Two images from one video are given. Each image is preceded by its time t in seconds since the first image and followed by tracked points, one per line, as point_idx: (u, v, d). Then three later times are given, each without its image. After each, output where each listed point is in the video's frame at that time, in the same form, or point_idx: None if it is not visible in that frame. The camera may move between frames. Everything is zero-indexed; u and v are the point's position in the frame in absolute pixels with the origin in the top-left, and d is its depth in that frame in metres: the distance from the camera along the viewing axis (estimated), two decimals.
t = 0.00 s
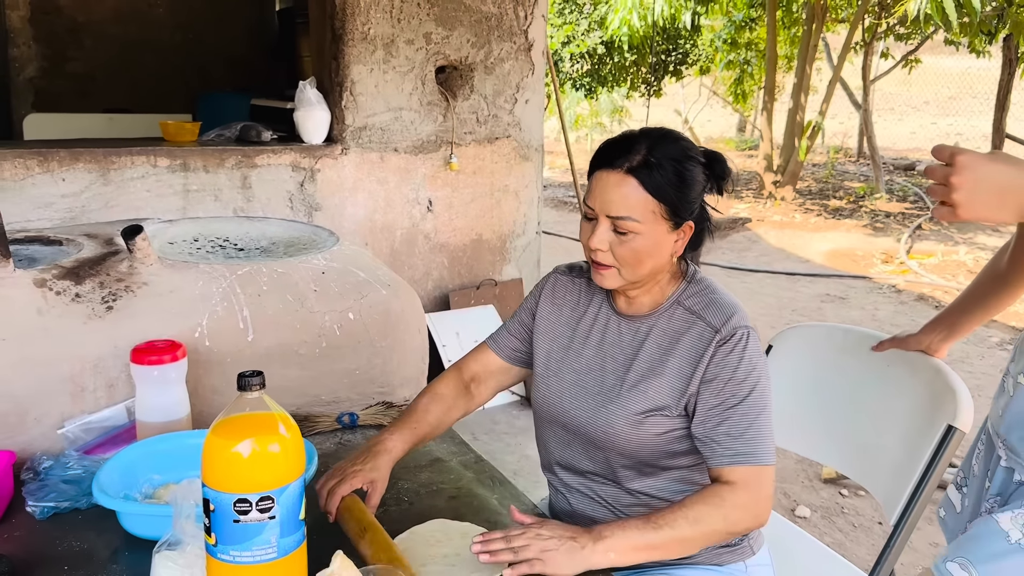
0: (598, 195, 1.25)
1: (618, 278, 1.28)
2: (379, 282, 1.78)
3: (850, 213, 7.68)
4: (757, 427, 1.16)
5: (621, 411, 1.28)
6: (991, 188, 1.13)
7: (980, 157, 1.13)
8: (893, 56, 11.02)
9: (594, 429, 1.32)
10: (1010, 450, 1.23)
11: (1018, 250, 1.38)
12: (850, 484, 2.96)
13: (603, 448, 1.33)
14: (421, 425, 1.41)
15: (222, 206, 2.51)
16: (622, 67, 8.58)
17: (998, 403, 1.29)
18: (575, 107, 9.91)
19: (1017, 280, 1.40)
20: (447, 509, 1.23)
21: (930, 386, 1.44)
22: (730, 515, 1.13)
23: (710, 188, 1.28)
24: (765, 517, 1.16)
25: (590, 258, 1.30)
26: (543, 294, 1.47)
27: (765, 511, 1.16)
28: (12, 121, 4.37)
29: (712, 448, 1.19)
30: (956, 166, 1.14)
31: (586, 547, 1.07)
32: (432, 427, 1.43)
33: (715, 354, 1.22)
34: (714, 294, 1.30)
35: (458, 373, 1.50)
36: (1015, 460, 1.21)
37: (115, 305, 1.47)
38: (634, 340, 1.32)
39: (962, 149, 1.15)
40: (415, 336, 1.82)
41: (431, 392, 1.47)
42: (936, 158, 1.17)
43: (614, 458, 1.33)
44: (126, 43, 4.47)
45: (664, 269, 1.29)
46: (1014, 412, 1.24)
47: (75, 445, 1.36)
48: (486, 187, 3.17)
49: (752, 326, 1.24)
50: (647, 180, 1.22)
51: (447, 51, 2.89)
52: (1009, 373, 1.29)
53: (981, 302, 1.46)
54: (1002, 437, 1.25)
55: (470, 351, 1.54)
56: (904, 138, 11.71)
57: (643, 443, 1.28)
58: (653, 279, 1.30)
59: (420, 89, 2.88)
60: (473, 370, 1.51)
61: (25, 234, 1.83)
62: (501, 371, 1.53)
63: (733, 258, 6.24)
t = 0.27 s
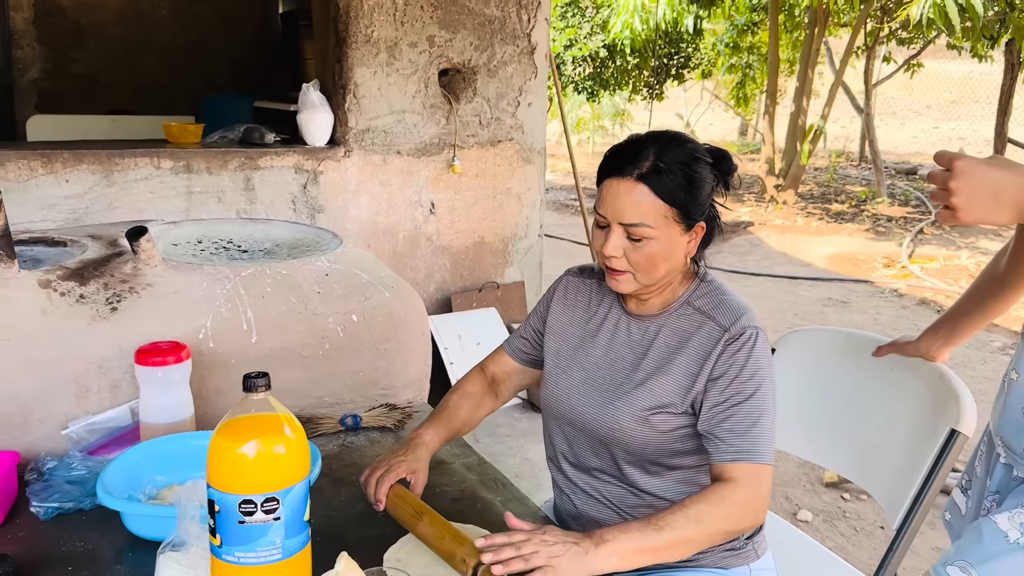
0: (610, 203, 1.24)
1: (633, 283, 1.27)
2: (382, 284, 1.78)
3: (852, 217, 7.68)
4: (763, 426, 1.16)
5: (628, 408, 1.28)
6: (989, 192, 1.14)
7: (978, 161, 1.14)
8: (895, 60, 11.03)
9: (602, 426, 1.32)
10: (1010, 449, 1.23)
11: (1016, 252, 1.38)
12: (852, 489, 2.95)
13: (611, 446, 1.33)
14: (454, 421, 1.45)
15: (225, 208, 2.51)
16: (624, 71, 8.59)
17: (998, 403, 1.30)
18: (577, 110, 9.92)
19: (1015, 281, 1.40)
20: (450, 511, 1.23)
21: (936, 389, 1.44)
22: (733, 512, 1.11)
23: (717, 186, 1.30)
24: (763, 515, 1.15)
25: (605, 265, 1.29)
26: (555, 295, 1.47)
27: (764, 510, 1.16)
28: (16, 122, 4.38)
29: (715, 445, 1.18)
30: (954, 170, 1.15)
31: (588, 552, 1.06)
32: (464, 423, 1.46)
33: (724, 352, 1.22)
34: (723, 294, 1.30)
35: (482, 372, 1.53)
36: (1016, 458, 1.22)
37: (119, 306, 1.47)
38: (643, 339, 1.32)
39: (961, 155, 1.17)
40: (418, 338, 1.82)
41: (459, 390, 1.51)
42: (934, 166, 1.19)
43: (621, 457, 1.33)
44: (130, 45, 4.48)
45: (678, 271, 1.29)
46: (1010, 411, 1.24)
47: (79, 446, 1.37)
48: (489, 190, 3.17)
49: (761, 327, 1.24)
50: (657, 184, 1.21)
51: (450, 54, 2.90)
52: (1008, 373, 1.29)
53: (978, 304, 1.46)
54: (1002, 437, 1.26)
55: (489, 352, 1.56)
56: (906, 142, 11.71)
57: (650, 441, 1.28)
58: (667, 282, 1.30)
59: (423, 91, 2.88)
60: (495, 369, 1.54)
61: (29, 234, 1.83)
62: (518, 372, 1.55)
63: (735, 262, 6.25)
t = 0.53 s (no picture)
0: (609, 207, 1.24)
1: (635, 286, 1.27)
2: (383, 286, 1.78)
3: (852, 221, 7.69)
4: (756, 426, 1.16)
5: (627, 409, 1.28)
6: (990, 198, 1.15)
7: (978, 168, 1.15)
8: (895, 65, 11.05)
9: (600, 427, 1.32)
10: (1011, 454, 1.24)
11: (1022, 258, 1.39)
12: (852, 493, 2.95)
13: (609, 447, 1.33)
14: (455, 428, 1.44)
15: (226, 210, 2.51)
16: (624, 74, 8.61)
17: (998, 406, 1.31)
18: (577, 113, 9.94)
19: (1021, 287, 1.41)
20: (450, 514, 1.23)
21: (936, 393, 1.44)
22: (704, 516, 1.11)
23: (717, 188, 1.29)
24: (739, 515, 1.15)
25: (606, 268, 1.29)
26: (558, 297, 1.47)
27: (742, 510, 1.15)
28: (17, 124, 4.38)
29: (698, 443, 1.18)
30: (955, 177, 1.15)
31: (560, 562, 1.03)
32: (465, 430, 1.46)
33: (720, 353, 1.21)
34: (723, 297, 1.29)
35: (483, 378, 1.53)
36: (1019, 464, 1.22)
37: (120, 308, 1.47)
38: (642, 340, 1.32)
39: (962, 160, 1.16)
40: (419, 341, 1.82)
41: (460, 397, 1.50)
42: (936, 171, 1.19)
43: (620, 459, 1.33)
44: (131, 47, 4.49)
45: (679, 275, 1.29)
46: (1012, 417, 1.24)
47: (80, 448, 1.37)
48: (489, 193, 3.18)
49: (758, 330, 1.24)
50: (656, 187, 1.21)
51: (451, 57, 2.90)
52: (1008, 377, 1.30)
53: (982, 310, 1.47)
54: (1004, 444, 1.26)
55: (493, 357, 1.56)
56: (906, 146, 11.73)
57: (646, 441, 1.28)
58: (667, 284, 1.30)
59: (424, 94, 2.88)
60: (497, 375, 1.53)
61: (30, 236, 1.83)
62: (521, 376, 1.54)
63: (734, 265, 6.25)
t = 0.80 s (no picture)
0: (598, 214, 1.23)
1: (627, 293, 1.27)
2: (382, 289, 1.78)
3: (850, 225, 7.70)
4: (756, 427, 1.16)
5: (623, 413, 1.28)
6: (995, 208, 1.10)
7: (982, 176, 1.09)
8: (893, 69, 11.09)
9: (597, 432, 1.32)
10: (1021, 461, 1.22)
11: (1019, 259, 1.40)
12: (850, 497, 2.95)
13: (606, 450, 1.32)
14: (464, 437, 1.42)
15: (224, 212, 2.51)
16: (623, 78, 8.61)
17: (1001, 413, 1.31)
18: (576, 117, 9.95)
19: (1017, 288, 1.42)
20: (448, 517, 1.23)
21: (932, 398, 1.44)
22: (723, 519, 1.11)
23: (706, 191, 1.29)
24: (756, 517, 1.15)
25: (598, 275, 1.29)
26: (553, 300, 1.47)
27: (757, 514, 1.15)
28: (15, 126, 4.37)
29: (705, 447, 1.18)
30: (960, 187, 1.09)
31: (582, 563, 1.05)
32: (475, 439, 1.44)
33: (713, 352, 1.21)
34: (715, 295, 1.29)
35: (488, 385, 1.52)
36: None
37: (117, 310, 1.47)
38: (638, 342, 1.31)
39: (964, 169, 1.11)
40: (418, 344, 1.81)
41: (467, 405, 1.49)
42: (935, 180, 1.13)
43: (618, 463, 1.33)
44: (130, 50, 4.49)
45: (671, 279, 1.29)
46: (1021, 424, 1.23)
47: (77, 450, 1.38)
48: (488, 196, 3.18)
49: (751, 326, 1.23)
50: (643, 194, 1.20)
51: (450, 60, 2.90)
52: (1009, 383, 1.30)
53: (979, 313, 1.48)
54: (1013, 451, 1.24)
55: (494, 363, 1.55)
56: (904, 150, 11.75)
57: (643, 445, 1.27)
58: (660, 287, 1.29)
59: (423, 97, 2.89)
60: (501, 381, 1.52)
61: (28, 238, 1.83)
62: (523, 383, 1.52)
63: (733, 269, 6.25)
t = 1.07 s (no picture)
0: (599, 217, 1.24)
1: (626, 297, 1.27)
2: (379, 292, 1.77)
3: (847, 229, 7.71)
4: (767, 429, 1.16)
5: (624, 415, 1.27)
6: (1010, 217, 1.03)
7: (996, 183, 1.03)
8: (890, 74, 11.11)
9: (597, 434, 1.31)
10: None
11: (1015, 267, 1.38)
12: (847, 501, 2.95)
13: (606, 451, 1.32)
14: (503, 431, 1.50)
15: (221, 215, 2.51)
16: (620, 82, 8.62)
17: (1002, 419, 1.27)
18: (573, 120, 9.96)
19: (1015, 295, 1.40)
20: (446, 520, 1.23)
21: (930, 403, 1.44)
22: (764, 516, 1.14)
23: (707, 197, 1.28)
24: (788, 520, 1.17)
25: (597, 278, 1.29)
26: (557, 304, 1.48)
27: (792, 515, 1.17)
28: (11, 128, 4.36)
29: (723, 452, 1.19)
30: (973, 196, 1.04)
31: (627, 558, 1.09)
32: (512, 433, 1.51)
33: (721, 357, 1.20)
34: (717, 297, 1.28)
35: (518, 382, 1.57)
36: None
37: (114, 312, 1.47)
38: (643, 344, 1.31)
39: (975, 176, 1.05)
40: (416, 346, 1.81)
41: (500, 400, 1.56)
42: (947, 186, 1.07)
43: (619, 465, 1.33)
44: (127, 52, 4.48)
45: (671, 283, 1.28)
46: None
47: (73, 453, 1.37)
48: (486, 199, 3.18)
49: (757, 329, 1.23)
50: (644, 198, 1.21)
51: (447, 63, 2.91)
52: (1011, 390, 1.26)
53: (975, 319, 1.46)
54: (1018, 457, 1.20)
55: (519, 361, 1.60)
56: (900, 154, 11.79)
57: (644, 445, 1.27)
58: (662, 291, 1.29)
59: (421, 100, 2.89)
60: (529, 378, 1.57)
61: (25, 241, 1.83)
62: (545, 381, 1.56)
63: (730, 273, 6.26)
